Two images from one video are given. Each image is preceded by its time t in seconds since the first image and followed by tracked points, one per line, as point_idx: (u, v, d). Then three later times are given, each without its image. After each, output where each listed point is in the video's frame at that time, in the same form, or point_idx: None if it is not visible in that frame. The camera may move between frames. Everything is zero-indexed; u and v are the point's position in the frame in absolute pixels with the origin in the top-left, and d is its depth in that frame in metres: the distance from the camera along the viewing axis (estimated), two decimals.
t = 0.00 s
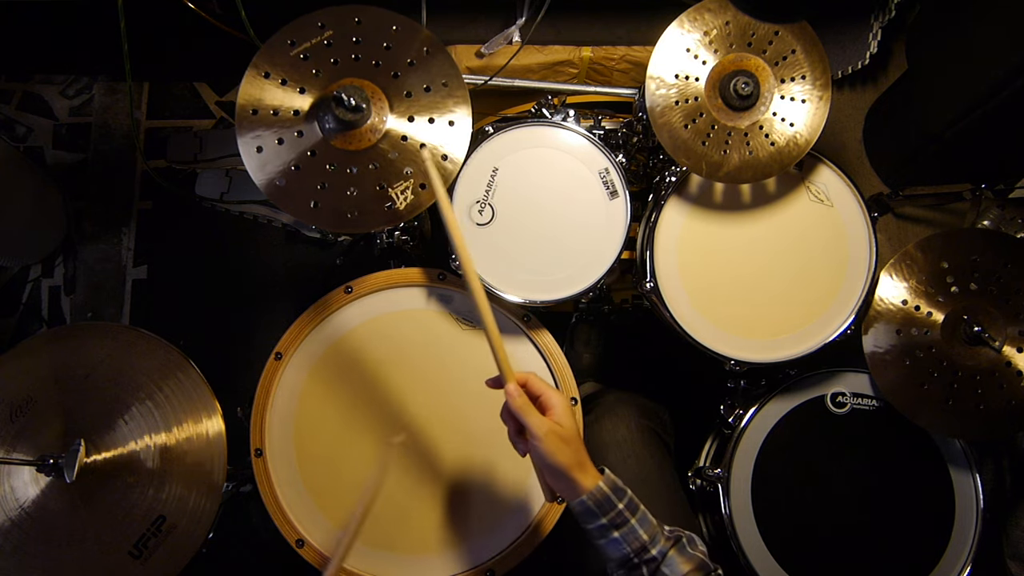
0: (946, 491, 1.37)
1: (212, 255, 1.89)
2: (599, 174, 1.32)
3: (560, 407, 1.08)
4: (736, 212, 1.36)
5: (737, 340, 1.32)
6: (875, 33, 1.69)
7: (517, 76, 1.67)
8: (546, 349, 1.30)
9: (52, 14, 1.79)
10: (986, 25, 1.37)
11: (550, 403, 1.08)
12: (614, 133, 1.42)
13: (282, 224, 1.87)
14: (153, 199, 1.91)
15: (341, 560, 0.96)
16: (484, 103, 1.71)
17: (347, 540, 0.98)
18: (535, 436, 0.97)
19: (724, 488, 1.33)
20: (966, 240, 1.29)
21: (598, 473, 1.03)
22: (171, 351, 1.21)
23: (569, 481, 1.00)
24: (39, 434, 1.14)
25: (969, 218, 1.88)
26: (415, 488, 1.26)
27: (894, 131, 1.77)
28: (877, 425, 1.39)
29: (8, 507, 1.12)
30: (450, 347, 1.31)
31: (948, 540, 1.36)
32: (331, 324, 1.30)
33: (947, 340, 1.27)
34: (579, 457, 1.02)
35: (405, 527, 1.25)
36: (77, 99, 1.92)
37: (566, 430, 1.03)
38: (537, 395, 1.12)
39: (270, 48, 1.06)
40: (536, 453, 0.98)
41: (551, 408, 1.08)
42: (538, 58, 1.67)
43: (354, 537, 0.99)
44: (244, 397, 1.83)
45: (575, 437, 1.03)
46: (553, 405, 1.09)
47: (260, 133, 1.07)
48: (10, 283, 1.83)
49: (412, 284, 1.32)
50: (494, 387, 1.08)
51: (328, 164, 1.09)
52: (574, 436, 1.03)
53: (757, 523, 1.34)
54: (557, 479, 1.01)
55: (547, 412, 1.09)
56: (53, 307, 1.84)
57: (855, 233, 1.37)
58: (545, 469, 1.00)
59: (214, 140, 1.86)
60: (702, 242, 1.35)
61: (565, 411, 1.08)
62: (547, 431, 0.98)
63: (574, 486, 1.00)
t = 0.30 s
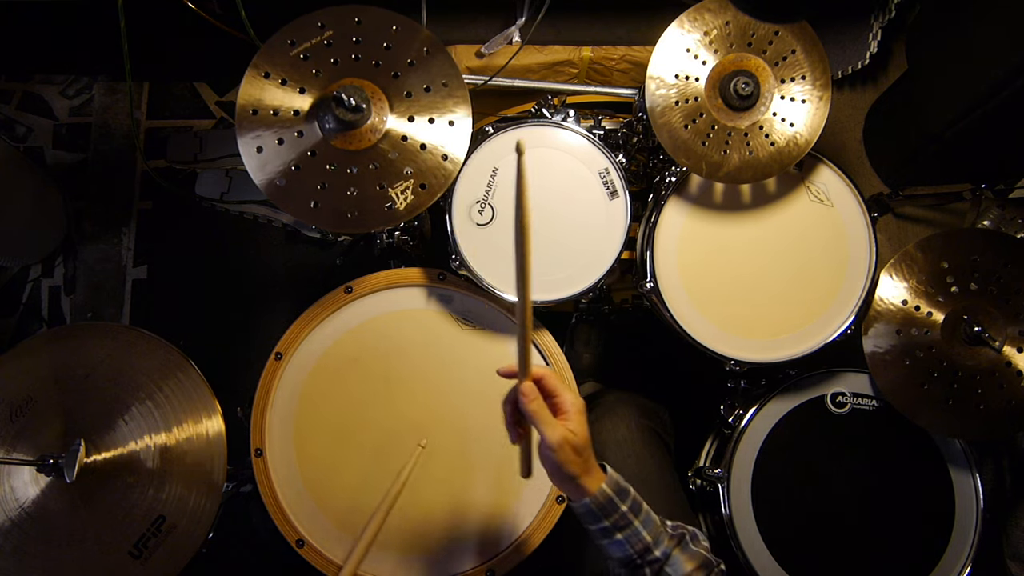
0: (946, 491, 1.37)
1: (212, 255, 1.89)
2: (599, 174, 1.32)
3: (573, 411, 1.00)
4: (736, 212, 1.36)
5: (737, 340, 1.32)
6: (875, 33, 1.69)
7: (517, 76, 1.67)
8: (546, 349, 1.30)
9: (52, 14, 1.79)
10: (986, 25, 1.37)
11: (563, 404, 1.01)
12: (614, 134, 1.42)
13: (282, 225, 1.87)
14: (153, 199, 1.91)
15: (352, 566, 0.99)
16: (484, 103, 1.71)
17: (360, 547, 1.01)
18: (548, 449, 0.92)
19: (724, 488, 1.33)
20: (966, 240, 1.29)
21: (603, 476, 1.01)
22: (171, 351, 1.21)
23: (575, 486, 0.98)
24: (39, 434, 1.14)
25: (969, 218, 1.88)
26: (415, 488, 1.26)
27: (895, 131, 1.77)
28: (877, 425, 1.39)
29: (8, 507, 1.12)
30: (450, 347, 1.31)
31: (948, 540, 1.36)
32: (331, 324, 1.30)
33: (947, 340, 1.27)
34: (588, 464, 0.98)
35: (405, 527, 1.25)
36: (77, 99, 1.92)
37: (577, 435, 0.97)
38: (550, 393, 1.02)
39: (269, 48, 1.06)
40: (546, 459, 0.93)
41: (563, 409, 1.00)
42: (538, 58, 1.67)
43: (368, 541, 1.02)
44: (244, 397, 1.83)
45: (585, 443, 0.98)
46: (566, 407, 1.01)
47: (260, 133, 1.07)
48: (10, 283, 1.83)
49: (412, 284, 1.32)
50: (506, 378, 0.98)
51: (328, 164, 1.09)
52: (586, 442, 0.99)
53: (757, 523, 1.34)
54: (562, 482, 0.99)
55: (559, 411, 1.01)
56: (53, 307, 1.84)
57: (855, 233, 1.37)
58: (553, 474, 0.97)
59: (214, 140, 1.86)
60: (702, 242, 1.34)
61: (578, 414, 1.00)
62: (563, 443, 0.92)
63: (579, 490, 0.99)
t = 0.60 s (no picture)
0: (946, 491, 1.37)
1: (212, 255, 1.89)
2: (599, 174, 1.32)
3: (554, 396, 1.10)
4: (736, 212, 1.36)
5: (737, 341, 1.32)
6: (875, 33, 1.69)
7: (517, 76, 1.67)
8: (546, 349, 1.30)
9: (52, 14, 1.79)
10: (986, 25, 1.37)
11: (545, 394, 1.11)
12: (614, 133, 1.42)
13: (282, 225, 1.87)
14: (153, 199, 1.91)
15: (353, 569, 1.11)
16: (484, 103, 1.71)
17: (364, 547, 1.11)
18: (529, 426, 1.00)
19: (724, 488, 1.33)
20: (967, 240, 1.29)
21: (594, 464, 1.06)
22: (171, 351, 1.21)
23: (565, 472, 1.03)
24: (39, 434, 1.14)
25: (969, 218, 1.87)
26: (415, 488, 1.26)
27: (895, 131, 1.77)
28: (877, 425, 1.39)
29: (8, 507, 1.12)
30: (450, 347, 1.31)
31: (948, 540, 1.36)
32: (331, 324, 1.30)
33: (947, 340, 1.27)
34: (574, 447, 1.05)
35: (406, 527, 1.25)
36: (77, 99, 1.92)
37: (560, 418, 1.06)
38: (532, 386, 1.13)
39: (270, 46, 1.06)
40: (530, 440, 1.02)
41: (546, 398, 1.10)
42: (538, 58, 1.67)
43: (368, 545, 1.12)
44: (244, 397, 1.83)
45: (568, 426, 1.06)
46: (547, 395, 1.11)
47: (259, 131, 1.07)
48: (10, 283, 1.83)
49: (412, 284, 1.32)
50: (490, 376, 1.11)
51: (327, 163, 1.09)
52: (568, 426, 1.06)
53: (757, 523, 1.34)
54: (553, 470, 1.04)
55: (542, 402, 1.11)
56: (54, 307, 1.84)
57: (855, 233, 1.37)
58: (541, 460, 1.03)
59: (214, 140, 1.88)
60: (702, 242, 1.35)
61: (559, 401, 1.10)
62: (543, 422, 1.02)
63: (570, 475, 1.03)
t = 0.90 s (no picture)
0: (947, 491, 1.37)
1: (212, 255, 1.89)
2: (599, 174, 1.32)
3: (561, 357, 0.89)
4: (736, 212, 1.36)
5: (737, 341, 1.32)
6: (875, 33, 1.71)
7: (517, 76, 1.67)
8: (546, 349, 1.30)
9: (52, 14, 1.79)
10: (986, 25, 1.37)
11: (550, 352, 0.89)
12: (614, 134, 1.42)
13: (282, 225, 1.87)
14: (153, 199, 1.91)
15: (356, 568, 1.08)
16: (484, 103, 1.71)
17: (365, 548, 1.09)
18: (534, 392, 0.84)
19: (724, 488, 1.33)
20: (966, 240, 1.29)
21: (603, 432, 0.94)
22: (171, 351, 1.21)
23: (573, 440, 0.90)
24: (39, 433, 1.14)
25: (969, 218, 1.87)
26: (415, 488, 1.26)
27: (895, 130, 1.77)
28: (877, 425, 1.39)
29: (8, 507, 1.12)
30: (450, 347, 1.31)
31: (948, 540, 1.36)
32: (331, 324, 1.30)
33: (947, 340, 1.27)
34: (582, 414, 0.90)
35: (406, 527, 1.25)
36: (77, 99, 1.92)
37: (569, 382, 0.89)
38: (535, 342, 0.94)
39: (270, 46, 1.07)
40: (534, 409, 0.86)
41: (551, 358, 0.89)
42: (538, 58, 1.67)
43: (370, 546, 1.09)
44: (244, 397, 1.82)
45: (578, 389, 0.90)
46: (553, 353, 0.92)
47: (259, 131, 1.07)
48: (10, 283, 1.83)
49: (412, 285, 1.32)
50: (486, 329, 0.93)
51: (327, 163, 1.09)
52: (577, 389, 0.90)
53: (757, 523, 1.34)
54: (557, 439, 0.91)
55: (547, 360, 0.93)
56: (54, 307, 1.84)
57: (855, 233, 1.37)
58: (545, 427, 0.88)
59: (215, 141, 1.89)
60: (702, 241, 1.34)
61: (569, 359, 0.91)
62: (549, 388, 0.85)
63: (578, 444, 0.91)
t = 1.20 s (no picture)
0: (947, 491, 1.37)
1: (212, 255, 1.89)
2: (599, 173, 1.32)
3: (534, 320, 0.96)
4: (735, 212, 1.36)
5: (738, 341, 1.32)
6: (875, 33, 1.71)
7: (517, 76, 1.67)
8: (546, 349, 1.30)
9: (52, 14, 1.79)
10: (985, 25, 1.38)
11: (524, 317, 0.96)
12: (614, 134, 1.43)
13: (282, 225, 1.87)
14: (152, 199, 1.91)
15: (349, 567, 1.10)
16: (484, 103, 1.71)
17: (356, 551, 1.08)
18: (508, 352, 0.92)
19: (724, 488, 1.33)
20: (965, 240, 1.29)
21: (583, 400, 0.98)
22: (171, 351, 1.21)
23: (548, 402, 0.94)
24: (39, 433, 1.14)
25: (969, 218, 1.87)
26: (416, 488, 1.26)
27: (896, 130, 1.77)
28: (877, 425, 1.39)
29: (8, 507, 1.12)
30: (450, 347, 1.31)
31: (948, 540, 1.36)
32: (331, 324, 1.30)
33: (947, 340, 1.27)
34: (555, 375, 0.95)
35: (405, 527, 1.25)
36: (77, 99, 1.92)
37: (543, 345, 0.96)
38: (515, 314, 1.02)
39: (270, 46, 1.07)
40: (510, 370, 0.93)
41: (524, 322, 0.96)
42: (538, 58, 1.68)
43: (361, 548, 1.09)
44: (243, 397, 1.82)
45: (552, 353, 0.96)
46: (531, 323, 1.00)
47: (260, 132, 1.07)
48: (10, 283, 1.83)
49: (412, 285, 1.32)
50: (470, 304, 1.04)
51: (327, 163, 1.09)
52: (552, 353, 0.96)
53: (757, 522, 1.34)
54: (532, 402, 0.95)
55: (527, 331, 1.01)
56: (54, 307, 1.84)
57: (855, 233, 1.37)
58: (518, 388, 0.94)
59: (215, 140, 1.89)
60: (702, 241, 1.35)
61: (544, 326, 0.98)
62: (523, 347, 0.92)
63: (555, 407, 0.95)
